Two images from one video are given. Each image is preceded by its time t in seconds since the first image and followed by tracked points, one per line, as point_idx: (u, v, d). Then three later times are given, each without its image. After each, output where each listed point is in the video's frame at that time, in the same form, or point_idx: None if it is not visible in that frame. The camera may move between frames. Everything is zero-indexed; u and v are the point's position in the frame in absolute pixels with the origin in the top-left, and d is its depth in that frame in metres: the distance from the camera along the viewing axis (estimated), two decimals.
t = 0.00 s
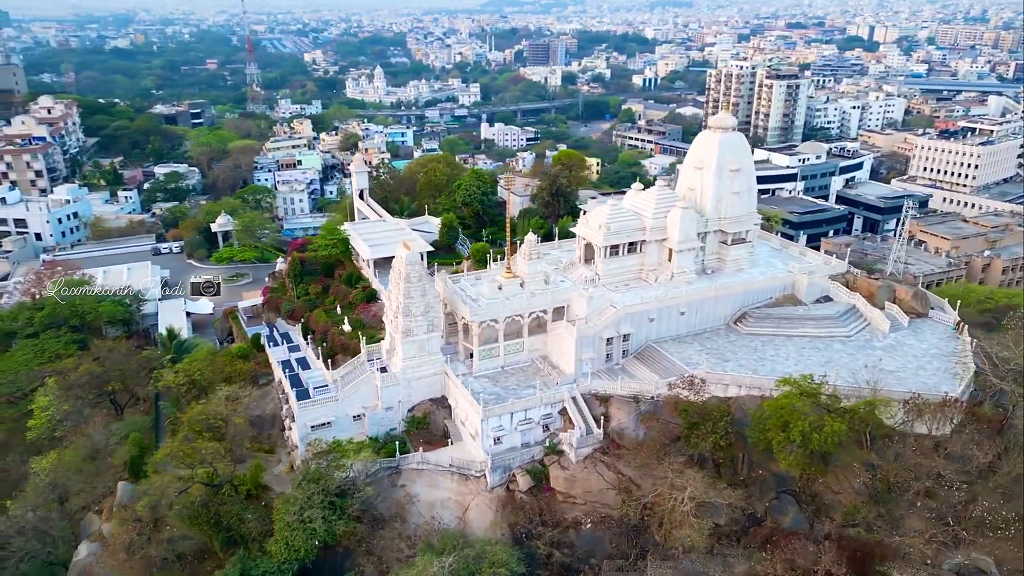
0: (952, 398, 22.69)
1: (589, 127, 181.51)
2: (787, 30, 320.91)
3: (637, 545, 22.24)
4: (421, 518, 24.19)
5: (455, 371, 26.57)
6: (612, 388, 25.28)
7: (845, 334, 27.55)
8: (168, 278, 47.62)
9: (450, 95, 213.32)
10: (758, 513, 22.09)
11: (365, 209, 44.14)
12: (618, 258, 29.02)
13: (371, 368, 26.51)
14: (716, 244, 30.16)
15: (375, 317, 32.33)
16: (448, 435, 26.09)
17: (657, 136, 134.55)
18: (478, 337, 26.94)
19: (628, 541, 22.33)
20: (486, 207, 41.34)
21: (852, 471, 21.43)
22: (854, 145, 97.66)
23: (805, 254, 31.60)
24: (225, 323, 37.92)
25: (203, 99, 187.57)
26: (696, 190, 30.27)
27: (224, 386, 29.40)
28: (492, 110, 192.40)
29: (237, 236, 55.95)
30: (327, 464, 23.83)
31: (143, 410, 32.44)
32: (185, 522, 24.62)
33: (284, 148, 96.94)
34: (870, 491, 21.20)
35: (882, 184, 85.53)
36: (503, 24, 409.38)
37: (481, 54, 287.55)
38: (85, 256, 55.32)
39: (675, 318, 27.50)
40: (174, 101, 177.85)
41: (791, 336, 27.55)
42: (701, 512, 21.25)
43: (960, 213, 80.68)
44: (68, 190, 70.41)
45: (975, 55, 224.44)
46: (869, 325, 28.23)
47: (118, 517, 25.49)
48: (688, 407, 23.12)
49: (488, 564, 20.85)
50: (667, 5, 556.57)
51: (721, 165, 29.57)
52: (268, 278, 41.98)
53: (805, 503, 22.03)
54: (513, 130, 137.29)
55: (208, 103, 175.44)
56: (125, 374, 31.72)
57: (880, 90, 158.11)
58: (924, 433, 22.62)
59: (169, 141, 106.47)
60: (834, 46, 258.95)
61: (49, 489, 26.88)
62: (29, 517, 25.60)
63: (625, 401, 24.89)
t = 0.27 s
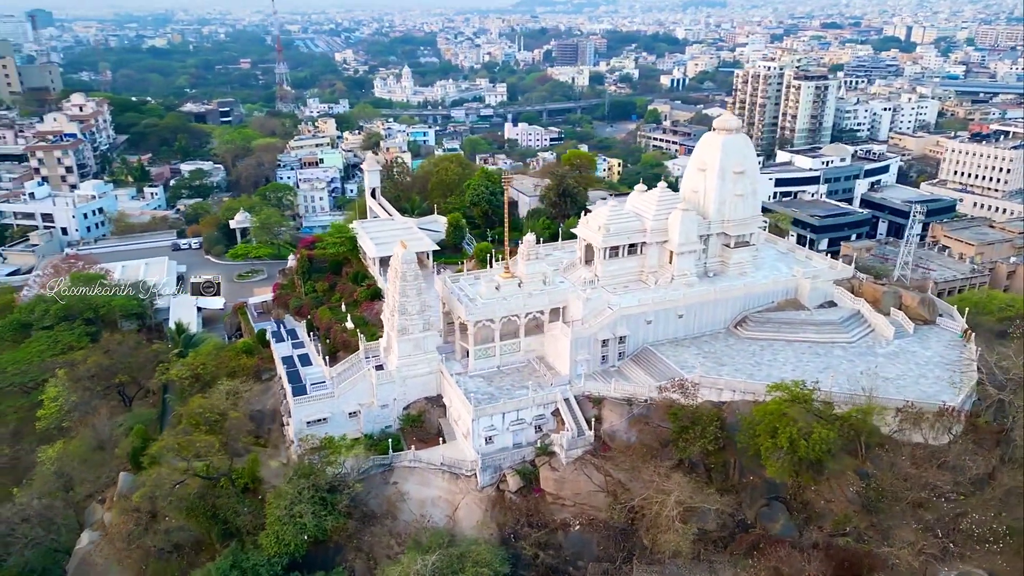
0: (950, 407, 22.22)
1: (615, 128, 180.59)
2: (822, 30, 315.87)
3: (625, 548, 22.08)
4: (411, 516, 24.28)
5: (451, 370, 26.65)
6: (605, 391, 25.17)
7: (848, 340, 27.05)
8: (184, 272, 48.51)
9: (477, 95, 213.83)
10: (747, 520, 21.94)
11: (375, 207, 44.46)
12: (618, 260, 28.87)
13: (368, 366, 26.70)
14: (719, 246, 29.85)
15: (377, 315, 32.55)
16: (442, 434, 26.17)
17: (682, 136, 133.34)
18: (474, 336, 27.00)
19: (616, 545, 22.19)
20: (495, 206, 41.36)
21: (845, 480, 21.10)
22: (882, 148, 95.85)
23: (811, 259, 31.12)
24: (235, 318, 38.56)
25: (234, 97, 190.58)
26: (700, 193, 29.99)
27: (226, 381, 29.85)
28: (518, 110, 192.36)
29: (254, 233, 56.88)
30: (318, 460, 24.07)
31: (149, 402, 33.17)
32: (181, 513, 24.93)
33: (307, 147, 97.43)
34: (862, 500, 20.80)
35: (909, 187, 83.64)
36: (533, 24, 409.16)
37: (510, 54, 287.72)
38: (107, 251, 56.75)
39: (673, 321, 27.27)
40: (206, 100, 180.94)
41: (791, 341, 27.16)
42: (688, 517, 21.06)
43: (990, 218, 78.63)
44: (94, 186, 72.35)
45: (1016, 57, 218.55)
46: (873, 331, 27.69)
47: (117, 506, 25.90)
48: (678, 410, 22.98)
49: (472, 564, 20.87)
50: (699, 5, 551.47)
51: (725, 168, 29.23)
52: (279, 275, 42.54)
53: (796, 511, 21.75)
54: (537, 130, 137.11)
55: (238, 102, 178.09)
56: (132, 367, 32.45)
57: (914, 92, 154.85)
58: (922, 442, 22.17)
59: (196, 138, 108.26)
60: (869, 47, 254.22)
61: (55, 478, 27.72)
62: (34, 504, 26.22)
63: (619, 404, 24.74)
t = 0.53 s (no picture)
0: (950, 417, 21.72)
1: (642, 129, 179.37)
2: (859, 31, 309.91)
3: (614, 552, 21.90)
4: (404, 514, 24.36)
5: (447, 369, 26.75)
6: (600, 392, 25.06)
7: (851, 347, 26.53)
8: (201, 268, 49.43)
9: (505, 95, 214.02)
10: (737, 526, 21.72)
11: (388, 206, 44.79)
12: (619, 261, 28.70)
13: (366, 363, 26.92)
14: (723, 249, 29.52)
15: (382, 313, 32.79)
16: (437, 432, 26.28)
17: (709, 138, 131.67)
18: (472, 336, 27.09)
19: (604, 548, 22.01)
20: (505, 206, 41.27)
21: (839, 488, 20.73)
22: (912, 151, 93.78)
23: (818, 263, 30.62)
24: (245, 314, 39.08)
25: (266, 96, 193.45)
26: (704, 195, 29.68)
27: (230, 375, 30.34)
28: (545, 110, 191.95)
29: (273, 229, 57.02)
30: (312, 455, 24.32)
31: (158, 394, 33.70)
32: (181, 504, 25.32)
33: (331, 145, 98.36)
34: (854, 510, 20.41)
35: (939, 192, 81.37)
36: (565, 24, 408.22)
37: (540, 54, 287.24)
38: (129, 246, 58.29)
39: (672, 324, 27.04)
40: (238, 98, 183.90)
41: (792, 346, 26.74)
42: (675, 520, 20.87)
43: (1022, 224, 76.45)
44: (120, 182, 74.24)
45: None
46: (878, 337, 27.15)
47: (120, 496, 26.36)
48: (669, 414, 22.83)
49: (458, 561, 20.89)
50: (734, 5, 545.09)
51: (729, 170, 28.92)
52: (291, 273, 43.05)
53: (788, 519, 21.42)
54: (561, 130, 136.73)
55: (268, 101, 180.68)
56: (141, 360, 33.25)
57: (950, 94, 151.24)
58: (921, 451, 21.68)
59: (224, 136, 109.98)
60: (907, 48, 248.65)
61: (63, 466, 28.08)
62: (41, 491, 26.85)
63: (613, 407, 24.63)
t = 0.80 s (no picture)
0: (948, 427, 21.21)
1: (670, 129, 177.78)
2: (897, 31, 303.25)
3: (601, 555, 21.77)
4: (395, 511, 24.49)
5: (443, 369, 26.83)
6: (594, 395, 24.95)
7: (852, 353, 26.06)
8: (218, 264, 50.36)
9: (533, 95, 214.01)
10: (727, 532, 21.47)
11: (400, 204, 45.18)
12: (619, 263, 28.57)
13: (364, 360, 27.15)
14: (726, 253, 29.20)
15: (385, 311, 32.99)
16: (432, 430, 26.37)
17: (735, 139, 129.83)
18: (469, 336, 27.15)
19: (591, 551, 21.91)
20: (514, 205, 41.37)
21: (830, 497, 20.37)
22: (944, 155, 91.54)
23: (825, 268, 30.11)
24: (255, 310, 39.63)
25: (297, 96, 196.07)
26: (708, 197, 29.36)
27: (234, 370, 30.82)
28: (572, 111, 191.43)
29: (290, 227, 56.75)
30: (306, 451, 24.57)
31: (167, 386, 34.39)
32: (180, 496, 25.86)
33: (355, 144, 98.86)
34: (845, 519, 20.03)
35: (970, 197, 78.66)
36: (596, 24, 406.58)
37: (570, 54, 286.35)
38: (151, 242, 59.73)
39: (670, 327, 26.82)
40: (270, 97, 186.66)
41: (792, 351, 26.36)
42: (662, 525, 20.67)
43: None
44: (146, 179, 75.98)
45: None
46: (882, 344, 26.61)
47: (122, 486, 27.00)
48: (658, 417, 22.68)
49: (443, 559, 20.95)
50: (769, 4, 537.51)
51: (733, 173, 28.53)
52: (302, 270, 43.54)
53: (778, 527, 21.08)
54: (586, 131, 136.20)
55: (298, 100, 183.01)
56: (151, 353, 33.95)
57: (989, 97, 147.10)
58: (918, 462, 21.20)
59: (251, 134, 111.60)
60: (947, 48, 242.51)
61: (70, 455, 28.87)
62: (48, 480, 27.62)
63: (606, 409, 24.51)
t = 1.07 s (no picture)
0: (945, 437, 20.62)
1: (697, 130, 175.91)
2: (936, 32, 296.31)
3: (588, 558, 21.66)
4: (387, 508, 24.66)
5: (440, 368, 26.97)
6: (587, 396, 24.87)
7: (853, 360, 25.59)
8: (234, 260, 51.09)
9: (560, 95, 213.57)
10: (715, 538, 21.23)
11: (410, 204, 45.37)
12: (619, 265, 28.43)
13: (362, 358, 27.33)
14: (728, 256, 28.88)
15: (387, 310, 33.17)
16: (427, 429, 26.49)
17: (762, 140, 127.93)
18: (466, 336, 27.23)
19: (579, 553, 21.80)
20: (521, 205, 41.02)
21: (821, 506, 20.01)
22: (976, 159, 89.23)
23: (831, 273, 29.62)
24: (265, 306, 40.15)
25: (327, 95, 198.24)
26: (711, 199, 29.09)
27: (238, 364, 31.27)
28: (598, 111, 190.64)
29: (307, 225, 57.28)
30: (300, 446, 24.81)
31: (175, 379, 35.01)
32: (178, 488, 26.24)
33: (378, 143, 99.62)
34: (835, 529, 19.67)
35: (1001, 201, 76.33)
36: (628, 24, 404.30)
37: (599, 55, 285.12)
38: (173, 238, 60.87)
39: (668, 330, 26.58)
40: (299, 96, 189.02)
41: (791, 357, 25.98)
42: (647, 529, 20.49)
43: None
44: (171, 176, 77.40)
45: None
46: (885, 352, 26.09)
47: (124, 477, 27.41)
48: (648, 422, 22.46)
49: (428, 557, 21.01)
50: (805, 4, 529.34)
51: (736, 175, 28.20)
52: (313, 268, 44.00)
53: (767, 535, 20.80)
54: (611, 131, 135.47)
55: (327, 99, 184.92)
56: (159, 346, 34.60)
57: None
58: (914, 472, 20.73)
59: (277, 132, 113.01)
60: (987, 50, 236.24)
61: (78, 445, 29.61)
62: (55, 469, 28.36)
63: (598, 412, 24.40)
